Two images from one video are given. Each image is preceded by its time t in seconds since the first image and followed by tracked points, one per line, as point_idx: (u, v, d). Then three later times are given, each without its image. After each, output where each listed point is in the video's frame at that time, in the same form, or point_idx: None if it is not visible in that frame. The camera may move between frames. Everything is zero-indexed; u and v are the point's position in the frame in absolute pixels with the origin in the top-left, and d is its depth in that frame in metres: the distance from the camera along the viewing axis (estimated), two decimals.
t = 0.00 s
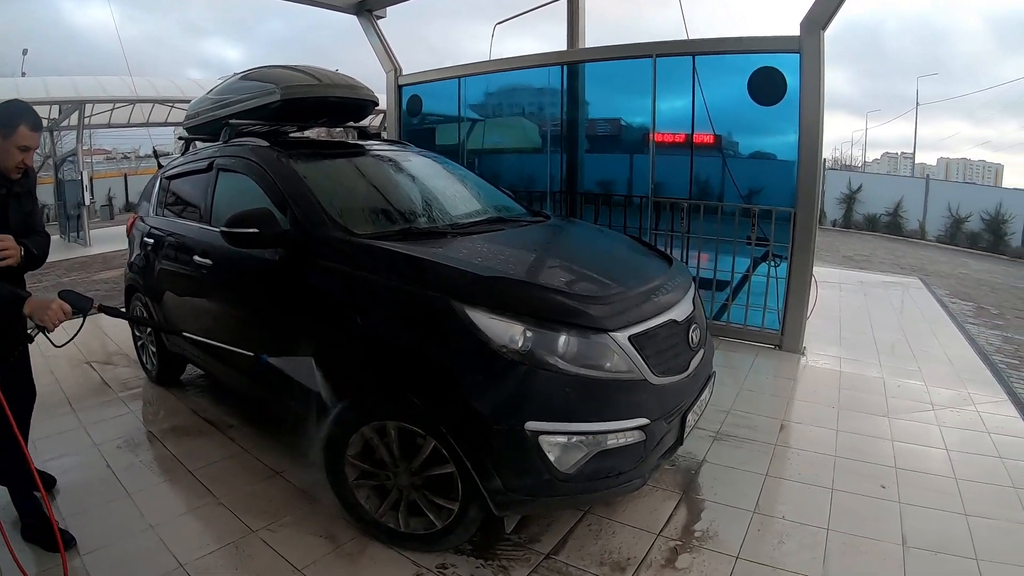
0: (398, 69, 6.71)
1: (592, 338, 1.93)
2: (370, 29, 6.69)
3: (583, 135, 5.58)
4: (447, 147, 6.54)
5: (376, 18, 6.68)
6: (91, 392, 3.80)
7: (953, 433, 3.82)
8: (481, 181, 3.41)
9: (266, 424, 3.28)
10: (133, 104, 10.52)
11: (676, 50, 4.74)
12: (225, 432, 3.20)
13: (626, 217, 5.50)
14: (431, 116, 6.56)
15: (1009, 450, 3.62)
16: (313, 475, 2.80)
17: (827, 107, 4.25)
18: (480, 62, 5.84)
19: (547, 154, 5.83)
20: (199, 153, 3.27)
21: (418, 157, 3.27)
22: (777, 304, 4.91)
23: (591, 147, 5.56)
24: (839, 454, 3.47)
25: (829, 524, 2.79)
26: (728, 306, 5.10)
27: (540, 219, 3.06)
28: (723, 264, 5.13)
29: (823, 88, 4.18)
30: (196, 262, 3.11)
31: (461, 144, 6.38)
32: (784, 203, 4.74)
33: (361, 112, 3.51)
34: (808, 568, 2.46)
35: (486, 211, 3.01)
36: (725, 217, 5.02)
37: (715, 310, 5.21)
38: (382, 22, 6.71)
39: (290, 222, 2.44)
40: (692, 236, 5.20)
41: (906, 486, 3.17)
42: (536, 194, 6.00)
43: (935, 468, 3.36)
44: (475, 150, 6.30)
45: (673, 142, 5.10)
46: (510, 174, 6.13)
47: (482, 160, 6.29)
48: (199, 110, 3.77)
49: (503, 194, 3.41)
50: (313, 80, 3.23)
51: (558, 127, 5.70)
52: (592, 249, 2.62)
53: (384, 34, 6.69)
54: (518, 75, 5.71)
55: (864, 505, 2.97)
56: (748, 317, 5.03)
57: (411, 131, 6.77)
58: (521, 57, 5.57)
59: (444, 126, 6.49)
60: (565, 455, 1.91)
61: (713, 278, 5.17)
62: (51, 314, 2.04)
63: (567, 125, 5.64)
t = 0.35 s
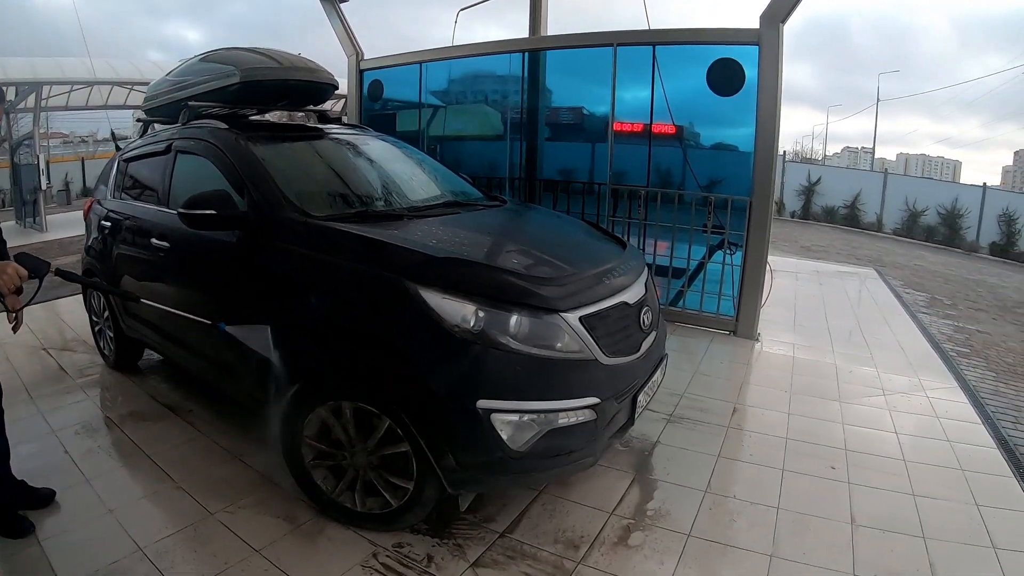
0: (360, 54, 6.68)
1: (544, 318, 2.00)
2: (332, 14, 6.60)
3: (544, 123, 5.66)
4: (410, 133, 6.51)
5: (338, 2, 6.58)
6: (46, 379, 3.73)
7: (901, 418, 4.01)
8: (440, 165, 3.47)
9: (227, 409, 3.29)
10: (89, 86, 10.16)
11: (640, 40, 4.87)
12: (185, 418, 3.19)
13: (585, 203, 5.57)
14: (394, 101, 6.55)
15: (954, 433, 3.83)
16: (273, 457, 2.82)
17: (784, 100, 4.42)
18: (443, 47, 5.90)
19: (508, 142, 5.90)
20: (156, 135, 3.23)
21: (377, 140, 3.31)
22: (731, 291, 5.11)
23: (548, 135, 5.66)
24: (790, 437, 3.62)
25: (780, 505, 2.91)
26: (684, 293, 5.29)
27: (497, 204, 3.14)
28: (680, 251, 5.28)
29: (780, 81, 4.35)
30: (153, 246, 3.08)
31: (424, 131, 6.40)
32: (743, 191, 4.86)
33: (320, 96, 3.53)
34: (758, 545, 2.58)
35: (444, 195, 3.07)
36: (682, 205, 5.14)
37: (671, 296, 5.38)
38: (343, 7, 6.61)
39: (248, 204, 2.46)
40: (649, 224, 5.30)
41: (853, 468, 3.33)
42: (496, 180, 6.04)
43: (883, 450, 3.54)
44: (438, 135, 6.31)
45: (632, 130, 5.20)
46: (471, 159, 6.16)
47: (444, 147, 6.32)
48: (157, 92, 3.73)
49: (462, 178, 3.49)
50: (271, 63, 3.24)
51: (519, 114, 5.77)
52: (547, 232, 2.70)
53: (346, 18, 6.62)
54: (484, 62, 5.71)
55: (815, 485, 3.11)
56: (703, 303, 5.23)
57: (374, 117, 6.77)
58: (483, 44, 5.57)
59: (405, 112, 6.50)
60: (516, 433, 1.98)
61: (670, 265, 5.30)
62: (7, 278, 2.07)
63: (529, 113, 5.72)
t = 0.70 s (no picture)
0: (353, 56, 6.77)
1: (517, 313, 2.11)
2: (326, 17, 6.65)
3: (533, 125, 5.80)
4: (405, 134, 6.65)
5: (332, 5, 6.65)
6: (44, 374, 3.83)
7: (880, 414, 4.13)
8: (428, 167, 3.58)
9: (219, 403, 3.39)
10: (86, 86, 10.25)
11: (626, 43, 4.97)
12: (179, 411, 3.30)
13: (576, 203, 5.73)
14: (388, 102, 6.67)
15: (933, 430, 3.94)
16: (262, 449, 2.93)
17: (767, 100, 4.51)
18: (436, 50, 6.01)
19: (498, 143, 6.04)
20: (152, 137, 3.33)
21: (366, 142, 3.41)
22: (716, 291, 5.23)
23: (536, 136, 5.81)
24: (766, 431, 3.73)
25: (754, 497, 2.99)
26: (670, 292, 5.42)
27: (481, 204, 3.25)
28: (666, 251, 5.41)
29: (762, 83, 4.43)
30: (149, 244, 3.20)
31: (418, 133, 6.53)
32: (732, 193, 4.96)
33: (311, 99, 3.62)
34: (729, 535, 2.65)
35: (430, 195, 3.18)
36: (667, 206, 5.29)
37: (657, 295, 5.51)
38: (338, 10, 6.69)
39: (238, 204, 2.57)
40: (635, 224, 5.45)
41: (828, 463, 3.42)
42: (488, 181, 6.19)
43: (862, 445, 3.67)
44: (433, 136, 6.44)
45: (619, 132, 5.36)
46: (466, 160, 6.30)
47: (439, 148, 6.43)
48: (153, 94, 3.82)
49: (449, 179, 3.60)
50: (263, 67, 3.34)
51: (509, 115, 5.89)
52: (527, 231, 2.81)
53: (339, 20, 6.68)
54: (477, 63, 5.84)
55: (792, 478, 3.22)
56: (689, 302, 5.35)
57: (368, 117, 6.89)
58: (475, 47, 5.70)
59: (398, 113, 6.62)
60: (489, 421, 2.09)
61: (656, 265, 5.43)
62: None
63: (519, 114, 5.84)
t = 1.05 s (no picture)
0: (354, 64, 7.02)
1: (493, 311, 2.23)
2: (327, 25, 7.10)
3: (528, 131, 5.94)
4: (404, 140, 6.81)
5: (334, 15, 7.14)
6: (52, 373, 4.00)
7: (867, 413, 4.10)
8: (421, 172, 3.71)
9: (218, 400, 3.53)
10: (97, 94, 10.49)
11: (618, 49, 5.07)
12: (179, 408, 3.44)
13: (570, 207, 5.84)
14: (388, 108, 6.85)
15: (920, 429, 3.90)
16: (257, 444, 3.06)
17: (756, 104, 4.62)
18: (436, 58, 6.13)
19: (495, 149, 6.17)
20: (157, 145, 3.49)
21: (362, 148, 3.55)
22: (707, 293, 5.35)
23: (534, 142, 5.92)
24: (749, 430, 3.76)
25: (734, 491, 3.04)
26: (662, 296, 5.51)
27: (472, 208, 3.37)
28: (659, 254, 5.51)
29: (752, 89, 4.55)
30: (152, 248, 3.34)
31: (420, 139, 6.67)
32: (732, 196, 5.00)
33: (308, 107, 3.81)
34: (706, 529, 2.70)
35: (422, 201, 3.30)
36: (659, 210, 5.39)
37: (650, 298, 5.60)
38: (339, 19, 7.14)
39: (235, 209, 2.71)
40: (628, 227, 5.56)
41: (809, 458, 3.44)
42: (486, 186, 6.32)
43: (846, 444, 3.62)
44: (435, 142, 6.57)
45: (611, 136, 5.48)
46: (468, 167, 6.41)
47: (444, 153, 6.55)
48: (157, 104, 3.96)
49: (443, 185, 3.73)
50: (262, 78, 3.49)
51: (507, 121, 6.02)
52: (512, 234, 2.92)
53: (340, 29, 7.09)
54: (476, 70, 5.98)
55: (773, 476, 3.20)
56: (682, 304, 5.45)
57: (369, 124, 7.06)
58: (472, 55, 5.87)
59: (398, 119, 6.78)
60: (465, 414, 2.20)
61: (649, 268, 5.53)
62: None
63: (516, 120, 5.97)
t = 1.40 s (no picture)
0: (356, 73, 7.16)
1: (493, 317, 2.29)
2: (329, 33, 7.30)
3: (529, 137, 6.00)
4: (406, 146, 6.89)
5: (336, 23, 7.31)
6: (60, 380, 4.08)
7: (866, 415, 4.13)
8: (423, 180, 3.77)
9: (223, 405, 3.60)
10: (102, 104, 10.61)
11: (618, 55, 5.17)
12: (185, 413, 3.51)
13: (571, 212, 5.90)
14: (389, 115, 6.94)
15: (917, 429, 3.94)
16: (262, 448, 3.12)
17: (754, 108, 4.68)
18: (440, 65, 6.27)
19: (496, 155, 6.24)
20: (163, 156, 3.57)
21: (365, 157, 3.62)
22: (707, 296, 5.39)
23: (535, 147, 5.98)
24: (748, 431, 3.81)
25: (731, 491, 3.09)
26: (663, 300, 5.56)
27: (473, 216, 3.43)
28: (660, 259, 5.55)
29: (750, 92, 4.62)
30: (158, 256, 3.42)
31: (422, 145, 6.75)
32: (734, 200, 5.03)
33: (311, 117, 3.94)
34: (702, 528, 2.75)
35: (424, 208, 3.37)
36: (659, 214, 5.44)
37: (650, 302, 5.65)
38: (342, 28, 7.36)
39: (240, 218, 2.78)
40: (628, 232, 5.62)
41: (807, 458, 3.48)
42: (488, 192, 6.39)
43: (844, 444, 3.68)
44: (439, 149, 6.63)
45: (611, 141, 5.52)
46: (470, 173, 6.47)
47: (447, 160, 6.62)
48: (162, 114, 4.06)
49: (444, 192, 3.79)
50: (265, 88, 3.60)
51: (508, 127, 6.08)
52: (512, 241, 2.98)
53: (342, 38, 7.25)
54: (478, 77, 6.06)
55: (770, 476, 3.26)
56: (683, 308, 5.49)
57: (371, 131, 7.15)
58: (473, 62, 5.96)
59: (400, 126, 6.87)
60: (465, 416, 2.26)
61: (649, 273, 5.58)
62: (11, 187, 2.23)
63: (517, 126, 6.02)
